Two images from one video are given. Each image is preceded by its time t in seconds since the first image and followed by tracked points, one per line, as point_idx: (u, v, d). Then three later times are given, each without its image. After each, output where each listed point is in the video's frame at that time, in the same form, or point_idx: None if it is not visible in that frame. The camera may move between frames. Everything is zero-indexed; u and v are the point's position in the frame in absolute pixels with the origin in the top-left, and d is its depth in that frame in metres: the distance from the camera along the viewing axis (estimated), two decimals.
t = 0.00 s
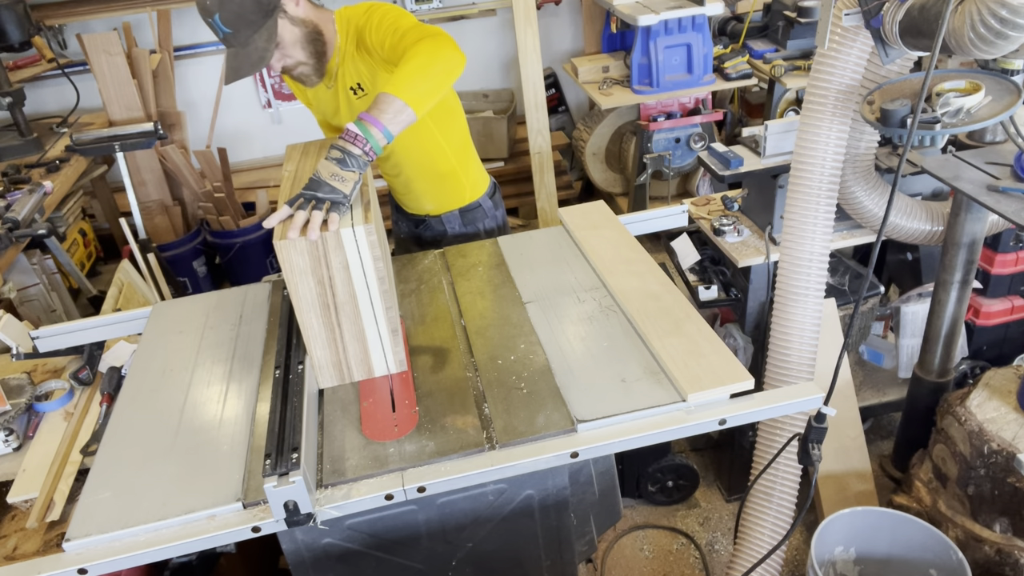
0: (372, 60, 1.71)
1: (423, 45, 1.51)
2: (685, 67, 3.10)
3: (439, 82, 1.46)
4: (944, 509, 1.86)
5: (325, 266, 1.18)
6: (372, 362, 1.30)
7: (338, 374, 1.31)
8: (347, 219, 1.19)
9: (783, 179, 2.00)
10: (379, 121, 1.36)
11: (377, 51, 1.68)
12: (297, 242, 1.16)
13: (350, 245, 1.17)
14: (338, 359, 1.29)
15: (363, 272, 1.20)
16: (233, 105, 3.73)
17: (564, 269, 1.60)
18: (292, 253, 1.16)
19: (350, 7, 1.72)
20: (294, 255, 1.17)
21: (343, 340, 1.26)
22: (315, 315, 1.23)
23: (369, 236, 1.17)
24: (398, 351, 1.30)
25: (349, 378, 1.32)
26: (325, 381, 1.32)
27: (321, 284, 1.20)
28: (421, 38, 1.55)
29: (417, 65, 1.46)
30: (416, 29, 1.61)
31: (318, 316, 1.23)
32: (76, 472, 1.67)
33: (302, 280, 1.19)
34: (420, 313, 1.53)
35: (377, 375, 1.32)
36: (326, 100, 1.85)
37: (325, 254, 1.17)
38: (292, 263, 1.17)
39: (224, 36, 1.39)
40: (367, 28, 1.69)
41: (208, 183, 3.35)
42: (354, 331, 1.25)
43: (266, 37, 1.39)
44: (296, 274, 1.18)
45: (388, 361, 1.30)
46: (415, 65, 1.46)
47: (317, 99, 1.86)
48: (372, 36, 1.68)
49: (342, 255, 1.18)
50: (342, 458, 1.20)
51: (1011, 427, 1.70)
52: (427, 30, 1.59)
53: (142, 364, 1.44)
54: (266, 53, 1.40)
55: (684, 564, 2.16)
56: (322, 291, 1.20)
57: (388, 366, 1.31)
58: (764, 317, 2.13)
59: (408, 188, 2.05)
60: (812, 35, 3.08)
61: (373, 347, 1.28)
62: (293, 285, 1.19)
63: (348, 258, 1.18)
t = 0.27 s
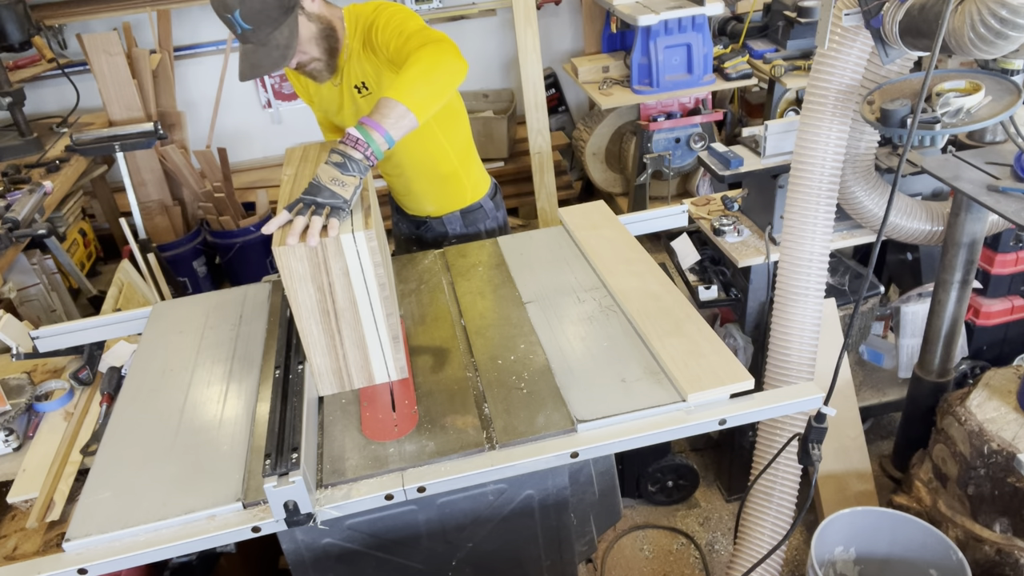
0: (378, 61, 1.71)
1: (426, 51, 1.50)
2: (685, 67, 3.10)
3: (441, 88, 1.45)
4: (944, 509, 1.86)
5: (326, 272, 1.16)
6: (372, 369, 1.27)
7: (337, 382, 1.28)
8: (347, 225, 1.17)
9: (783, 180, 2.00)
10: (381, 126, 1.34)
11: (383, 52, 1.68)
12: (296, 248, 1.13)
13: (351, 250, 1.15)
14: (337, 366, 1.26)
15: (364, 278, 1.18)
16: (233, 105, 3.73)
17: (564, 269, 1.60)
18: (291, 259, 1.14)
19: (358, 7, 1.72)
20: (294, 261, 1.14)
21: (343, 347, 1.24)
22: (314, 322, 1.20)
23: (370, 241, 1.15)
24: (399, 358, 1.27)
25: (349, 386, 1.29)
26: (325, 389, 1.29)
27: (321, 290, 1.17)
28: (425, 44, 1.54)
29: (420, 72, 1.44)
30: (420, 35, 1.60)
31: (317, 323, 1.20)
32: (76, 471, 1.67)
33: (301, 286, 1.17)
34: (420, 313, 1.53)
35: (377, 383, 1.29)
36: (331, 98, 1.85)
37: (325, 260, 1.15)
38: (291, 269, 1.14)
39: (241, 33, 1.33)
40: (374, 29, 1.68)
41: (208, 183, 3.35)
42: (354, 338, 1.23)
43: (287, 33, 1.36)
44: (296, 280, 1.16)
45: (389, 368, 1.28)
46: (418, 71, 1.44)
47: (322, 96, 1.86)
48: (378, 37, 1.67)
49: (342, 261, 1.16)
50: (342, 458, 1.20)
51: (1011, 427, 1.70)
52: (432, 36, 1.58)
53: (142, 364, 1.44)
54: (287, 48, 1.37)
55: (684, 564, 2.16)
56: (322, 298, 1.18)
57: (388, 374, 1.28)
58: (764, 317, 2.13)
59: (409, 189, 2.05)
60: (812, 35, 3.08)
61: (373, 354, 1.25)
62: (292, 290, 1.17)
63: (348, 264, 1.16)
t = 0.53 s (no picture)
0: (381, 62, 1.71)
1: (429, 55, 1.48)
2: (685, 67, 3.10)
3: (443, 92, 1.44)
4: (944, 509, 1.86)
5: (325, 277, 1.17)
6: (372, 374, 1.29)
7: (338, 387, 1.31)
8: (347, 230, 1.18)
9: (783, 179, 2.00)
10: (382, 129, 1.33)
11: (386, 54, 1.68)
12: (296, 252, 1.15)
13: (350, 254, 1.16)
14: (337, 371, 1.28)
15: (363, 282, 1.19)
16: (233, 105, 3.73)
17: (564, 269, 1.60)
18: (290, 264, 1.15)
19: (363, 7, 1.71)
20: (293, 266, 1.15)
21: (343, 351, 1.25)
22: (314, 327, 1.22)
23: (369, 245, 1.16)
24: (399, 363, 1.29)
25: (349, 391, 1.31)
26: (325, 394, 1.31)
27: (320, 295, 1.19)
28: (427, 48, 1.52)
29: (422, 76, 1.42)
30: (423, 38, 1.58)
31: (317, 328, 1.22)
32: (76, 471, 1.67)
33: (301, 291, 1.18)
34: (420, 313, 1.53)
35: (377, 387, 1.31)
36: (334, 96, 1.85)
37: (324, 265, 1.16)
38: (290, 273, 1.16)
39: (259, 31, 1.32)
40: (378, 30, 1.68)
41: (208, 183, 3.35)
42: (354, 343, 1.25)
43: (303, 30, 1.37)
44: (295, 284, 1.17)
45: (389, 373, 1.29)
46: (420, 75, 1.43)
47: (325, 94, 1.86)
48: (382, 38, 1.67)
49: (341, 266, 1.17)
50: (342, 458, 1.20)
51: (1011, 427, 1.70)
52: (436, 40, 1.56)
53: (142, 365, 1.44)
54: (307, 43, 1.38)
55: (685, 564, 2.16)
56: (322, 302, 1.19)
57: (389, 379, 1.30)
58: (764, 317, 2.13)
59: (410, 190, 2.05)
60: (812, 35, 3.08)
61: (373, 359, 1.27)
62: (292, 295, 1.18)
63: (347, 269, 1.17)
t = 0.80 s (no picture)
0: (381, 65, 1.71)
1: (429, 58, 1.48)
2: (685, 67, 3.10)
3: (444, 95, 1.43)
4: (944, 509, 1.86)
5: (325, 282, 1.16)
6: (372, 379, 1.27)
7: (338, 394, 1.29)
8: (347, 235, 1.17)
9: (783, 179, 2.00)
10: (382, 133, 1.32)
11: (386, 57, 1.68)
12: (296, 258, 1.13)
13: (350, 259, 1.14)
14: (337, 377, 1.26)
15: (364, 288, 1.17)
16: (233, 105, 3.73)
17: (565, 269, 1.60)
18: (289, 270, 1.13)
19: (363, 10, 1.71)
20: (293, 271, 1.14)
21: (343, 357, 1.24)
22: (313, 333, 1.20)
23: (370, 251, 1.14)
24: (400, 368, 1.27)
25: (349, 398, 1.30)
26: (325, 399, 1.29)
27: (320, 300, 1.17)
28: (428, 51, 1.52)
29: (422, 79, 1.42)
30: (423, 41, 1.58)
31: (317, 333, 1.20)
32: (76, 472, 1.67)
33: (301, 296, 1.16)
34: (420, 313, 1.53)
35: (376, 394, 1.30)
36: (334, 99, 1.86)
37: (325, 270, 1.14)
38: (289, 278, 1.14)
39: (262, 26, 1.33)
40: (378, 33, 1.67)
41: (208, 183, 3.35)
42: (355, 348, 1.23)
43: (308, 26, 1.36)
44: (295, 290, 1.16)
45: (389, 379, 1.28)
46: (420, 78, 1.42)
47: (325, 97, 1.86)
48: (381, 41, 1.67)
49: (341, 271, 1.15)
50: (342, 458, 1.20)
51: (1011, 427, 1.70)
52: (436, 43, 1.56)
53: (142, 364, 1.44)
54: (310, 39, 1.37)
55: (685, 564, 2.16)
56: (321, 308, 1.18)
57: (390, 385, 1.29)
58: (764, 316, 2.13)
59: (410, 192, 2.05)
60: (812, 35, 3.08)
61: (374, 365, 1.26)
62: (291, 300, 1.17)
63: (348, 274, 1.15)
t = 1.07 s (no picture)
0: (380, 69, 1.71)
1: (430, 61, 1.49)
2: (685, 67, 3.10)
3: (445, 98, 1.44)
4: (944, 509, 1.86)
5: (325, 288, 1.13)
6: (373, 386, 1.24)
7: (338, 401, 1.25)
8: (347, 239, 1.15)
9: (783, 179, 2.00)
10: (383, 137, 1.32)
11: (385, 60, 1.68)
12: (295, 263, 1.10)
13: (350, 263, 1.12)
14: (338, 383, 1.23)
15: (364, 292, 1.15)
16: (233, 105, 3.73)
17: (564, 269, 1.60)
18: (289, 274, 1.11)
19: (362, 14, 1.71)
20: (292, 276, 1.11)
21: (343, 363, 1.21)
22: (313, 338, 1.17)
23: (371, 255, 1.12)
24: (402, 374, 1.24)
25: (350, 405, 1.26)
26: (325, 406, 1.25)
27: (320, 306, 1.14)
28: (428, 54, 1.52)
29: (423, 82, 1.42)
30: (423, 44, 1.58)
31: (318, 339, 1.17)
32: (76, 472, 1.67)
33: (300, 301, 1.14)
34: (420, 313, 1.53)
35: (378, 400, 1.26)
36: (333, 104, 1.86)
37: (324, 275, 1.12)
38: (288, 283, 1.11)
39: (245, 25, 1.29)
40: (377, 37, 1.67)
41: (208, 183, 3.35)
42: (354, 353, 1.20)
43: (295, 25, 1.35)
44: (294, 295, 1.13)
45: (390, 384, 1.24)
46: (421, 82, 1.42)
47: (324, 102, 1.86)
48: (381, 44, 1.67)
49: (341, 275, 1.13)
50: (342, 458, 1.20)
51: (1011, 427, 1.70)
52: (436, 46, 1.56)
53: (142, 365, 1.44)
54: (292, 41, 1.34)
55: (684, 564, 2.16)
56: (321, 313, 1.15)
57: (391, 391, 1.25)
58: (764, 316, 2.13)
59: (411, 194, 2.05)
60: (812, 35, 3.08)
61: (374, 371, 1.22)
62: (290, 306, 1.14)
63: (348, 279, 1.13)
